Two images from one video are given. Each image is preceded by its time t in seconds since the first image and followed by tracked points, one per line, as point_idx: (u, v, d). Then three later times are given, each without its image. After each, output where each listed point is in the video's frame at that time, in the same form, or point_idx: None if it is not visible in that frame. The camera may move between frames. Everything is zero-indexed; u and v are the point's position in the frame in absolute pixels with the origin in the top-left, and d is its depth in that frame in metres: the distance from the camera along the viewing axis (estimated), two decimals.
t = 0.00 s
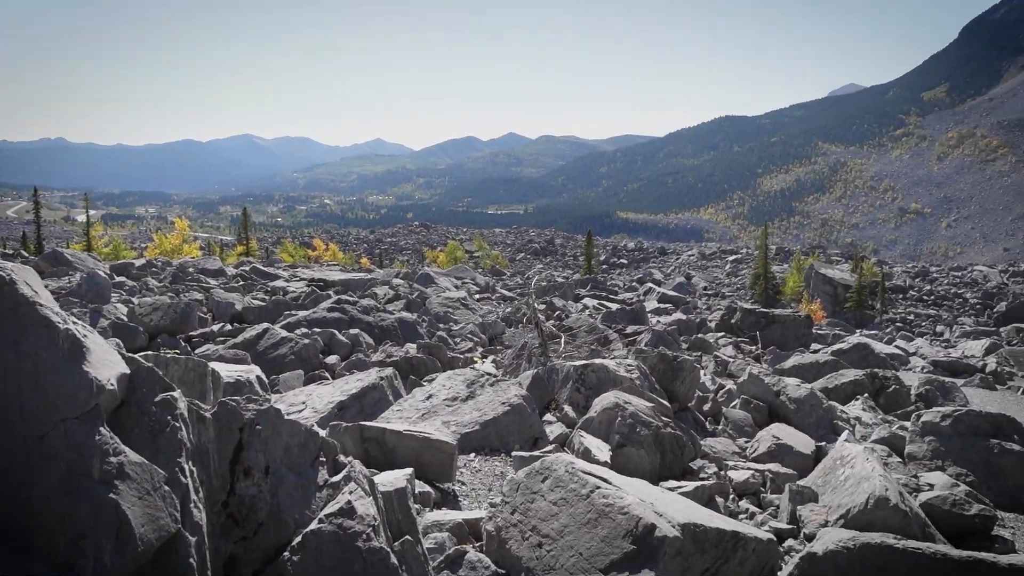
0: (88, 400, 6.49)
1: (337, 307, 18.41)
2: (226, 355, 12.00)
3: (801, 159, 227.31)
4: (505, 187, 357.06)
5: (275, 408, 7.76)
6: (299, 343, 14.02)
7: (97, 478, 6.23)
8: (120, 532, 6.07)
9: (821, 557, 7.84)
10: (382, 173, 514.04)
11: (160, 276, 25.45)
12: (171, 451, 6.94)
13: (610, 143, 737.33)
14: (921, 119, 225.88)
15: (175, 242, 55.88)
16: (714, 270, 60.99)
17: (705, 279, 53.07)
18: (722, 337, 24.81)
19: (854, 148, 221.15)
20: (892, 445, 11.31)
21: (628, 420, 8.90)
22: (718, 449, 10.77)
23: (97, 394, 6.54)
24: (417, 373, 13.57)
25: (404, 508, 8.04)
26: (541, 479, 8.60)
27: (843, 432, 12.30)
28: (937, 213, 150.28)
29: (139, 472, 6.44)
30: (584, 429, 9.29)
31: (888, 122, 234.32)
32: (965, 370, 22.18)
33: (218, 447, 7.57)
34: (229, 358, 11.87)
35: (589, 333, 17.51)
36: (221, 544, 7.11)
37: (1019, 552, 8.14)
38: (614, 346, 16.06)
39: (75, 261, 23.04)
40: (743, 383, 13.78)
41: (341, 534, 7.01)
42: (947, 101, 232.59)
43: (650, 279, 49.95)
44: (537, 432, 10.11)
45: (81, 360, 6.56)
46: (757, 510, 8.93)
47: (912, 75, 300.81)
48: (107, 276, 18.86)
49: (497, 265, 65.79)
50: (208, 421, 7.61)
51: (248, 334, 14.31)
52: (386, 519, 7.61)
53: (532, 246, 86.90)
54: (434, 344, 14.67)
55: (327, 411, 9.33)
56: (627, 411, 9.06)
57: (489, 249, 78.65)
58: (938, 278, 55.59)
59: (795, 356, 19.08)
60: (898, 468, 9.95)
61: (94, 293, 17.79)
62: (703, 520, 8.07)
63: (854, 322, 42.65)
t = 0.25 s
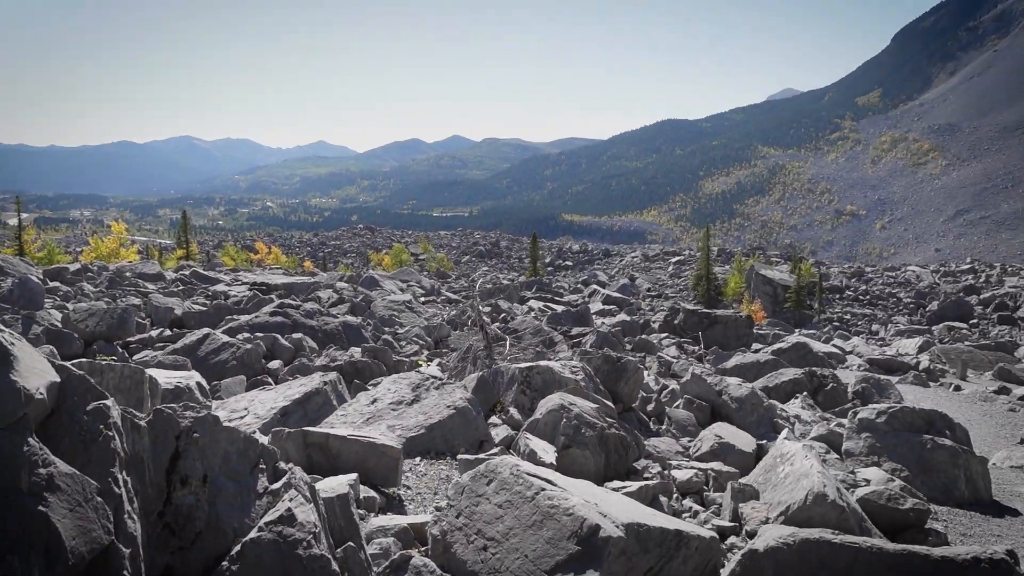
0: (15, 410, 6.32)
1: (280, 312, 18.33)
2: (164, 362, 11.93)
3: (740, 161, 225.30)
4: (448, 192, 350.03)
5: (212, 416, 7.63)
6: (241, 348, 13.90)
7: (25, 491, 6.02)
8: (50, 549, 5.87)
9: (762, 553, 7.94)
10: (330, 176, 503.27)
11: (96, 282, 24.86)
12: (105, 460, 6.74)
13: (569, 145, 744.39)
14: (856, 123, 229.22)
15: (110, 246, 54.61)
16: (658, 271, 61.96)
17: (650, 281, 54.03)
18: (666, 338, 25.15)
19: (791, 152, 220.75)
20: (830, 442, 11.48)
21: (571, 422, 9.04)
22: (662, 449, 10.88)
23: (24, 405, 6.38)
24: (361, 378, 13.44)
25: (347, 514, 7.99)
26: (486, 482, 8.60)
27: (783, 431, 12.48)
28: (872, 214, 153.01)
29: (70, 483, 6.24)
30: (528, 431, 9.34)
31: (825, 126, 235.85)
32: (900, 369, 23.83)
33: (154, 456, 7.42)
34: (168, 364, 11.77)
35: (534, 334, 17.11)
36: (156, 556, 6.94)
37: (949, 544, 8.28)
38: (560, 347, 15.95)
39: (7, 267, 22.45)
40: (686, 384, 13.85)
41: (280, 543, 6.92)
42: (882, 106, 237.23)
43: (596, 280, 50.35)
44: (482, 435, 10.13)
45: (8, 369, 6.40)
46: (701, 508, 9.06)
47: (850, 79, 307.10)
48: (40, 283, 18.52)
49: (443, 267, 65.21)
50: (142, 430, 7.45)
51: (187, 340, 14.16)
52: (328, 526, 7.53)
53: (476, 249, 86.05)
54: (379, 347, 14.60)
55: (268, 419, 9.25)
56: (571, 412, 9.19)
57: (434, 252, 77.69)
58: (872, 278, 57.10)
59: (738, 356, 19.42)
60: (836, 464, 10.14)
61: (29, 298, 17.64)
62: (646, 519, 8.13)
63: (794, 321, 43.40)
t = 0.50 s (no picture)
0: None
1: (227, 316, 18.09)
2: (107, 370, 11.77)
3: (687, 164, 222.88)
4: (395, 197, 342.81)
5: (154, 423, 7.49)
6: (187, 354, 13.75)
7: None
8: None
9: (711, 551, 7.99)
10: (278, 180, 493.53)
11: (34, 288, 24.26)
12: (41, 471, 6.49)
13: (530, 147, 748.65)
14: (799, 127, 233.18)
15: (50, 250, 53.26)
16: (607, 273, 62.86)
17: (599, 283, 55.10)
18: (615, 339, 25.48)
19: (738, 156, 219.63)
20: (775, 442, 11.77)
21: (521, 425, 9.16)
22: (611, 450, 11.03)
23: None
24: (311, 383, 13.32)
25: (295, 521, 7.94)
26: (435, 486, 8.60)
27: (730, 431, 12.76)
28: (815, 217, 156.10)
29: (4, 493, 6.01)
30: (478, 436, 9.42)
31: (770, 130, 238.29)
32: (843, 367, 25.30)
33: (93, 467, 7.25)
34: (110, 373, 11.65)
35: (485, 339, 17.15)
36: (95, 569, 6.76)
37: (889, 538, 8.50)
38: (511, 351, 15.93)
39: None
40: (636, 385, 14.00)
41: (225, 550, 6.77)
42: (824, 111, 241.85)
43: (546, 283, 50.72)
44: (433, 438, 10.18)
45: None
46: (649, 507, 9.21)
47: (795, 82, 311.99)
48: None
49: (394, 271, 64.67)
50: (81, 440, 7.31)
51: (132, 346, 13.96)
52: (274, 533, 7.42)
53: (427, 251, 84.86)
54: (328, 352, 14.57)
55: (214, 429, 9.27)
56: (520, 415, 9.35)
57: (385, 255, 76.62)
58: (816, 279, 58.62)
59: (686, 357, 19.83)
60: (779, 462, 10.39)
61: None
62: (593, 518, 8.22)
63: (741, 322, 44.47)
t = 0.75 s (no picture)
0: None
1: (168, 321, 17.76)
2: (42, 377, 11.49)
3: (631, 168, 224.47)
4: (339, 201, 336.14)
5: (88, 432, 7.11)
6: (127, 361, 13.50)
7: None
8: None
9: (656, 551, 8.02)
10: (212, 185, 474.92)
11: None
12: None
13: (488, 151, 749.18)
14: (739, 130, 232.73)
15: None
16: (554, 276, 63.38)
17: (546, 286, 55.75)
18: (562, 342, 25.68)
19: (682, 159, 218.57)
20: (720, 442, 12.03)
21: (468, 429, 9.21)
22: (557, 452, 11.13)
23: None
24: (255, 389, 13.15)
25: (237, 531, 7.75)
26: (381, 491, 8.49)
27: (675, 431, 13.03)
28: (756, 220, 154.04)
29: None
30: (425, 439, 9.45)
31: (712, 134, 235.17)
32: (784, 367, 26.28)
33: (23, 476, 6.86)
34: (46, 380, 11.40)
35: (432, 342, 17.10)
36: None
37: (829, 535, 8.67)
38: (458, 354, 15.88)
39: None
40: (582, 387, 14.16)
41: (164, 561, 6.49)
42: (764, 115, 244.94)
43: (493, 286, 50.75)
44: (380, 442, 10.16)
45: None
46: (595, 508, 9.32)
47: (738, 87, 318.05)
48: None
49: (340, 275, 63.65)
50: (12, 451, 6.96)
51: (68, 353, 13.66)
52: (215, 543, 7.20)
53: (373, 255, 83.18)
54: (274, 357, 14.43)
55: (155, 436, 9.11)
56: (467, 418, 9.42)
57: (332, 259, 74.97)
58: (757, 281, 59.97)
59: (631, 358, 20.12)
60: (723, 462, 10.61)
61: None
62: (540, 521, 8.20)
63: (686, 324, 45.14)
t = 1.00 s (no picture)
0: None
1: (110, 329, 17.33)
2: None
3: (581, 173, 225.23)
4: (287, 206, 329.21)
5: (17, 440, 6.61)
6: (65, 370, 13.17)
7: None
8: None
9: (606, 553, 8.01)
10: (157, 190, 459.21)
11: None
12: None
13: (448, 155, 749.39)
14: (688, 137, 236.63)
15: None
16: (505, 280, 63.37)
17: (497, 290, 55.84)
18: (512, 346, 25.61)
19: (629, 164, 222.59)
20: (668, 444, 12.27)
21: (416, 435, 9.24)
22: (508, 456, 11.20)
23: None
24: (199, 396, 12.91)
25: (176, 542, 7.51)
26: (330, 500, 8.31)
27: (622, 433, 13.26)
28: (703, 224, 152.89)
29: None
30: (374, 444, 9.43)
31: (661, 141, 238.65)
32: (730, 369, 26.67)
33: None
34: None
35: (381, 347, 17.01)
36: None
37: (774, 533, 8.81)
38: (408, 359, 15.75)
39: None
40: (532, 391, 14.23)
41: None
42: (710, 121, 248.81)
43: (444, 291, 50.51)
44: (328, 450, 10.11)
45: None
46: (546, 512, 9.36)
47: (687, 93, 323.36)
48: None
49: (288, 280, 62.31)
50: None
51: (2, 362, 13.20)
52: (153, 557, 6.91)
53: (322, 259, 81.47)
54: (220, 363, 14.18)
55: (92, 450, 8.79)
56: (417, 424, 9.41)
57: (279, 264, 72.76)
58: (705, 284, 60.56)
59: (580, 361, 20.24)
60: (671, 464, 10.82)
61: None
62: (491, 525, 8.11)
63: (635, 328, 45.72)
